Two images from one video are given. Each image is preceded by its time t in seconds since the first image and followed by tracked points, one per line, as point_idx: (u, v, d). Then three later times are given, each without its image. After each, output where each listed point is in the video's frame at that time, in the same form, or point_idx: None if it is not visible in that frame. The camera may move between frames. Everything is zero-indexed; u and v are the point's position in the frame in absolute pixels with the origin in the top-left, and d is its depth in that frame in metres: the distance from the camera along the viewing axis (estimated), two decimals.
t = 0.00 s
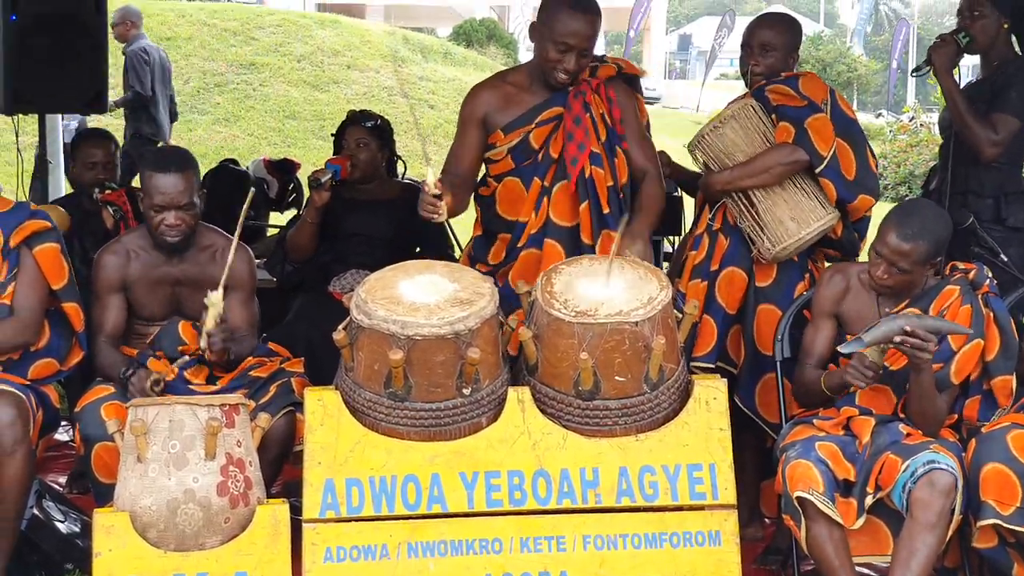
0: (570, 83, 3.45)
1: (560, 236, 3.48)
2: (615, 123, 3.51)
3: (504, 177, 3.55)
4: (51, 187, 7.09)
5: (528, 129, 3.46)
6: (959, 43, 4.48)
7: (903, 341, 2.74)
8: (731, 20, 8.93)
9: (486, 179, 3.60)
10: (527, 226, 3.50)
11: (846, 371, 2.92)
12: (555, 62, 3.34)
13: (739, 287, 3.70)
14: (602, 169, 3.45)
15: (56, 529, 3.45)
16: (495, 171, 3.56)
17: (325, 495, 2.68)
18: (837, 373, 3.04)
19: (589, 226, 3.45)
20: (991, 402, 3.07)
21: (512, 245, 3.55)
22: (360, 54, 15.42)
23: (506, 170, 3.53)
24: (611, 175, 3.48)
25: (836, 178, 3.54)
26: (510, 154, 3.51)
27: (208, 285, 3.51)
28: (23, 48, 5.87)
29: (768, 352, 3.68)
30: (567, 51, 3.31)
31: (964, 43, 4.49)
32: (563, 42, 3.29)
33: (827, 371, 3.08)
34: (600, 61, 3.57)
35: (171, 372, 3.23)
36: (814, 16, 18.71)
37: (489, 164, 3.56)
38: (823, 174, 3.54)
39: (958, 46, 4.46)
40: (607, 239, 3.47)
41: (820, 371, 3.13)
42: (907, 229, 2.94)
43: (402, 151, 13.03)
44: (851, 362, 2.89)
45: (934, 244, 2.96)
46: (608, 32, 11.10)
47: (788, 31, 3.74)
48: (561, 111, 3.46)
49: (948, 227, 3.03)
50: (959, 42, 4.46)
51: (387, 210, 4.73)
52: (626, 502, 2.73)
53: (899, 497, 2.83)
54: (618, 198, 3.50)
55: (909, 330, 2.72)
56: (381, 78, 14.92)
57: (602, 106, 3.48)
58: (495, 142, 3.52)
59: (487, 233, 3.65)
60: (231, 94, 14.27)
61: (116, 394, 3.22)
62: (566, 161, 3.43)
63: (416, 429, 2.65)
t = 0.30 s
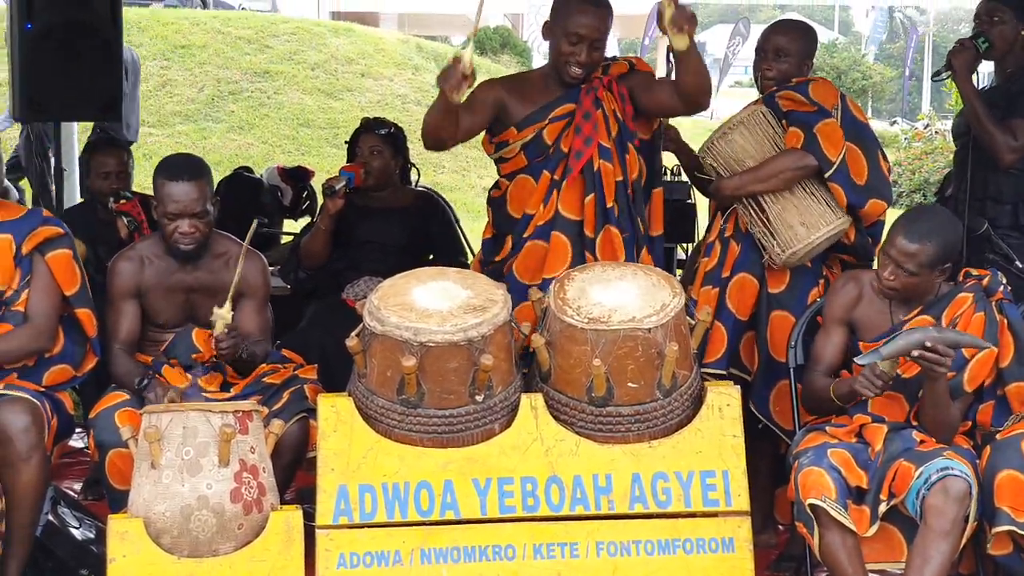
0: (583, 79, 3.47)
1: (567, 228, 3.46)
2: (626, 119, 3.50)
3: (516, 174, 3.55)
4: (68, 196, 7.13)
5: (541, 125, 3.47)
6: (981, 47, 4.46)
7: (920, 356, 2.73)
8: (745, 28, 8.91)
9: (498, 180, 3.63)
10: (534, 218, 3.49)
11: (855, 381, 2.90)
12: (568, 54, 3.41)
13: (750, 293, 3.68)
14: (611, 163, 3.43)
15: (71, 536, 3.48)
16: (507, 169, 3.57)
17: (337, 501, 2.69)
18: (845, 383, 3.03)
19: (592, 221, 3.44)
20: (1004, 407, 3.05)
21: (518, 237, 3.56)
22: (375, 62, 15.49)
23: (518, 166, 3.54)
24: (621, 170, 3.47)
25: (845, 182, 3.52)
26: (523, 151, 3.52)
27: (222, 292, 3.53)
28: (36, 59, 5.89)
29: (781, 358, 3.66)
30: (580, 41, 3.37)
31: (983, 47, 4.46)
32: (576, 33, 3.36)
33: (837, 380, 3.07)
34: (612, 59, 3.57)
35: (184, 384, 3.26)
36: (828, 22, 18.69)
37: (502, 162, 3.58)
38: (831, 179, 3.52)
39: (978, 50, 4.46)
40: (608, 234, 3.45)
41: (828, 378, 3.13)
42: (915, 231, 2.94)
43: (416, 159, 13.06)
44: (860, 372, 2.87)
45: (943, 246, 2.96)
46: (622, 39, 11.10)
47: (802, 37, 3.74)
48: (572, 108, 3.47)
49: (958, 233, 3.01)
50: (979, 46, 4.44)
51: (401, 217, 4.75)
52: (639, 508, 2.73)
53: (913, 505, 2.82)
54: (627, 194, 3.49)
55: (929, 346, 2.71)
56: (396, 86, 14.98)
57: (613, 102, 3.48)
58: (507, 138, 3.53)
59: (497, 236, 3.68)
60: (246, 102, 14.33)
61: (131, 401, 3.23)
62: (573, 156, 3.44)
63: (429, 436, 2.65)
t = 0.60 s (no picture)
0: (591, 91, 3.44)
1: (584, 242, 3.48)
2: (638, 131, 3.48)
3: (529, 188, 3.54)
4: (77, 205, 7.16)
5: (553, 138, 3.46)
6: (988, 57, 4.45)
7: (911, 351, 2.72)
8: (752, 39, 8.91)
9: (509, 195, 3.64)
10: (550, 233, 3.50)
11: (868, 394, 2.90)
12: (570, 68, 3.38)
13: (758, 302, 3.69)
14: (625, 176, 3.46)
15: (77, 545, 3.48)
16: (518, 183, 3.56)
17: (344, 510, 2.69)
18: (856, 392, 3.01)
19: (611, 233, 3.48)
20: (1009, 418, 3.03)
21: (534, 252, 3.57)
22: (383, 73, 15.53)
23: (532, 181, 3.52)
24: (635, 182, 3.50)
25: (851, 187, 3.54)
26: (537, 166, 3.48)
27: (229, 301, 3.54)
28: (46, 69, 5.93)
29: (788, 367, 3.66)
30: (580, 55, 3.35)
31: (991, 58, 4.46)
32: (575, 46, 3.34)
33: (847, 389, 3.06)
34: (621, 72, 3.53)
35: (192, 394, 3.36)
36: (835, 33, 18.71)
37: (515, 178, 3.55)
38: (837, 183, 3.53)
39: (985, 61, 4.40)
40: (629, 245, 3.49)
41: (839, 389, 3.10)
42: (926, 225, 2.95)
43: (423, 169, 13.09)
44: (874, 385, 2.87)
45: (953, 242, 2.96)
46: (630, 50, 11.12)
47: (807, 48, 3.74)
48: (582, 120, 3.45)
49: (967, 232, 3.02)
50: (986, 57, 4.44)
51: (408, 227, 4.74)
52: (646, 518, 2.73)
53: (919, 514, 2.81)
54: (642, 205, 3.53)
55: (920, 341, 2.70)
56: (404, 96, 15.02)
57: (624, 114, 3.46)
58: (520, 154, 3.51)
59: (510, 249, 3.70)
60: (254, 112, 14.38)
61: (138, 409, 3.24)
62: (588, 169, 3.43)
63: (436, 445, 2.65)
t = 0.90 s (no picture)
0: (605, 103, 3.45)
1: (594, 256, 3.50)
2: (651, 142, 3.49)
3: (540, 196, 3.58)
4: (89, 208, 7.17)
5: (564, 150, 3.49)
6: (1001, 58, 4.43)
7: (925, 356, 2.72)
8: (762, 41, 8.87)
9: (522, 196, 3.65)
10: (562, 245, 3.53)
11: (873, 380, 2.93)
12: (594, 77, 3.36)
13: (770, 306, 3.69)
14: (635, 190, 3.44)
15: (91, 546, 3.51)
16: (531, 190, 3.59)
17: (358, 512, 2.69)
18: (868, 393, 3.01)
19: (619, 247, 3.47)
20: None
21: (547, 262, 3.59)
22: (393, 75, 15.54)
23: (543, 189, 3.56)
24: (645, 195, 3.47)
25: (866, 194, 3.51)
26: (547, 175, 3.54)
27: (242, 304, 3.55)
28: (59, 71, 5.94)
29: (801, 370, 3.66)
30: (607, 65, 3.33)
31: (1005, 58, 4.44)
32: (602, 56, 3.32)
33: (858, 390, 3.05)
34: (636, 80, 3.55)
35: (204, 397, 3.29)
36: (845, 34, 18.67)
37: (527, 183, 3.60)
38: (853, 189, 3.51)
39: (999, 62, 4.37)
40: (640, 259, 3.46)
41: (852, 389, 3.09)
42: (947, 240, 2.92)
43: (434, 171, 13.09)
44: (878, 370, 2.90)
45: (973, 255, 2.95)
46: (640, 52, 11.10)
47: (819, 50, 3.74)
48: (595, 132, 3.47)
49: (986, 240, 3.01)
50: (999, 57, 4.42)
51: (420, 229, 4.75)
52: (659, 519, 2.73)
53: (932, 514, 2.81)
54: (653, 218, 3.49)
55: (934, 347, 2.70)
56: (413, 99, 15.03)
57: (637, 126, 3.47)
58: (532, 163, 3.54)
59: (521, 248, 3.70)
60: (264, 115, 14.40)
61: (150, 412, 3.26)
62: (595, 183, 3.45)
63: (449, 447, 2.65)
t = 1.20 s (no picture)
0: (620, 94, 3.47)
1: (609, 244, 3.47)
2: (665, 132, 3.51)
3: (555, 191, 3.57)
4: (103, 211, 7.19)
5: (581, 140, 3.48)
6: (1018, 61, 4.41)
7: (954, 354, 2.70)
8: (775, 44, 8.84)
9: (536, 197, 3.65)
10: (576, 233, 3.50)
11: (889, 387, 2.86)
12: (601, 72, 3.43)
13: (785, 307, 3.67)
14: (652, 177, 3.44)
15: (107, 548, 3.50)
16: (546, 187, 3.59)
17: (372, 514, 2.70)
18: (879, 395, 2.99)
19: (634, 234, 3.45)
20: None
21: (558, 252, 3.56)
22: (406, 78, 15.56)
23: (559, 182, 3.55)
24: (661, 183, 3.47)
25: (880, 182, 3.51)
26: (562, 167, 3.53)
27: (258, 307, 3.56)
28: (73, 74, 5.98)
29: (815, 372, 3.65)
30: (612, 59, 3.40)
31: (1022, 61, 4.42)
32: (607, 50, 3.39)
33: (870, 394, 3.03)
34: (647, 73, 3.56)
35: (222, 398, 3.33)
36: (857, 36, 18.63)
37: (541, 179, 3.59)
38: (868, 176, 3.51)
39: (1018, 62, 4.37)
40: (651, 248, 3.45)
41: (860, 394, 3.08)
42: (975, 252, 2.89)
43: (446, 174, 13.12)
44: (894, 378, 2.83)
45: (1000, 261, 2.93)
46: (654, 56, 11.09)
47: (835, 52, 3.74)
48: (610, 122, 3.47)
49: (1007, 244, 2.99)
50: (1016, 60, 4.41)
51: (434, 232, 4.76)
52: (673, 523, 2.72)
53: (946, 518, 2.79)
54: (668, 207, 3.49)
55: (962, 341, 2.68)
56: (426, 102, 15.05)
57: (651, 115, 3.48)
58: (546, 155, 3.54)
59: (537, 251, 3.70)
60: (277, 118, 14.44)
61: (165, 414, 3.27)
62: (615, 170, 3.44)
63: (463, 449, 2.66)
